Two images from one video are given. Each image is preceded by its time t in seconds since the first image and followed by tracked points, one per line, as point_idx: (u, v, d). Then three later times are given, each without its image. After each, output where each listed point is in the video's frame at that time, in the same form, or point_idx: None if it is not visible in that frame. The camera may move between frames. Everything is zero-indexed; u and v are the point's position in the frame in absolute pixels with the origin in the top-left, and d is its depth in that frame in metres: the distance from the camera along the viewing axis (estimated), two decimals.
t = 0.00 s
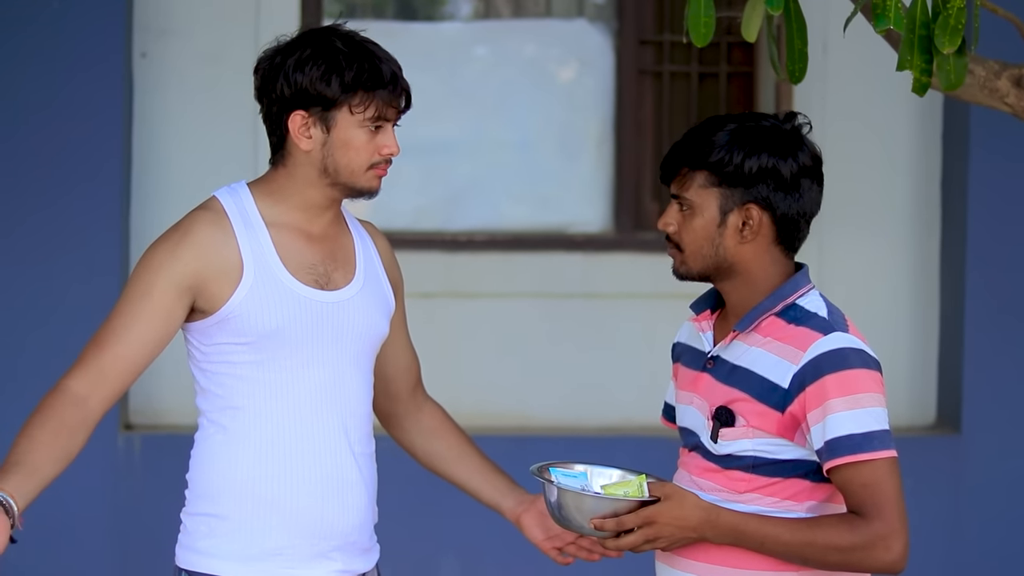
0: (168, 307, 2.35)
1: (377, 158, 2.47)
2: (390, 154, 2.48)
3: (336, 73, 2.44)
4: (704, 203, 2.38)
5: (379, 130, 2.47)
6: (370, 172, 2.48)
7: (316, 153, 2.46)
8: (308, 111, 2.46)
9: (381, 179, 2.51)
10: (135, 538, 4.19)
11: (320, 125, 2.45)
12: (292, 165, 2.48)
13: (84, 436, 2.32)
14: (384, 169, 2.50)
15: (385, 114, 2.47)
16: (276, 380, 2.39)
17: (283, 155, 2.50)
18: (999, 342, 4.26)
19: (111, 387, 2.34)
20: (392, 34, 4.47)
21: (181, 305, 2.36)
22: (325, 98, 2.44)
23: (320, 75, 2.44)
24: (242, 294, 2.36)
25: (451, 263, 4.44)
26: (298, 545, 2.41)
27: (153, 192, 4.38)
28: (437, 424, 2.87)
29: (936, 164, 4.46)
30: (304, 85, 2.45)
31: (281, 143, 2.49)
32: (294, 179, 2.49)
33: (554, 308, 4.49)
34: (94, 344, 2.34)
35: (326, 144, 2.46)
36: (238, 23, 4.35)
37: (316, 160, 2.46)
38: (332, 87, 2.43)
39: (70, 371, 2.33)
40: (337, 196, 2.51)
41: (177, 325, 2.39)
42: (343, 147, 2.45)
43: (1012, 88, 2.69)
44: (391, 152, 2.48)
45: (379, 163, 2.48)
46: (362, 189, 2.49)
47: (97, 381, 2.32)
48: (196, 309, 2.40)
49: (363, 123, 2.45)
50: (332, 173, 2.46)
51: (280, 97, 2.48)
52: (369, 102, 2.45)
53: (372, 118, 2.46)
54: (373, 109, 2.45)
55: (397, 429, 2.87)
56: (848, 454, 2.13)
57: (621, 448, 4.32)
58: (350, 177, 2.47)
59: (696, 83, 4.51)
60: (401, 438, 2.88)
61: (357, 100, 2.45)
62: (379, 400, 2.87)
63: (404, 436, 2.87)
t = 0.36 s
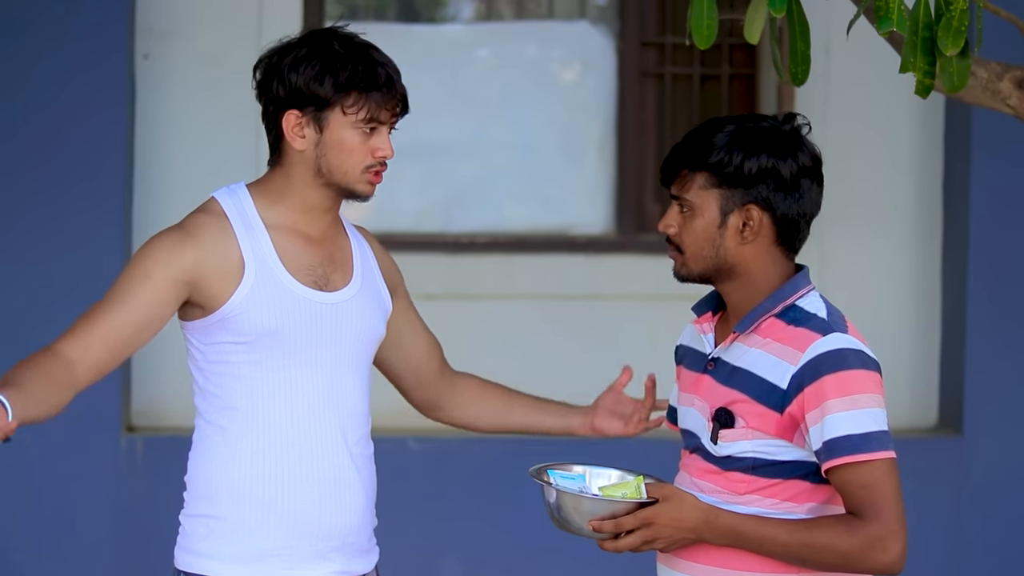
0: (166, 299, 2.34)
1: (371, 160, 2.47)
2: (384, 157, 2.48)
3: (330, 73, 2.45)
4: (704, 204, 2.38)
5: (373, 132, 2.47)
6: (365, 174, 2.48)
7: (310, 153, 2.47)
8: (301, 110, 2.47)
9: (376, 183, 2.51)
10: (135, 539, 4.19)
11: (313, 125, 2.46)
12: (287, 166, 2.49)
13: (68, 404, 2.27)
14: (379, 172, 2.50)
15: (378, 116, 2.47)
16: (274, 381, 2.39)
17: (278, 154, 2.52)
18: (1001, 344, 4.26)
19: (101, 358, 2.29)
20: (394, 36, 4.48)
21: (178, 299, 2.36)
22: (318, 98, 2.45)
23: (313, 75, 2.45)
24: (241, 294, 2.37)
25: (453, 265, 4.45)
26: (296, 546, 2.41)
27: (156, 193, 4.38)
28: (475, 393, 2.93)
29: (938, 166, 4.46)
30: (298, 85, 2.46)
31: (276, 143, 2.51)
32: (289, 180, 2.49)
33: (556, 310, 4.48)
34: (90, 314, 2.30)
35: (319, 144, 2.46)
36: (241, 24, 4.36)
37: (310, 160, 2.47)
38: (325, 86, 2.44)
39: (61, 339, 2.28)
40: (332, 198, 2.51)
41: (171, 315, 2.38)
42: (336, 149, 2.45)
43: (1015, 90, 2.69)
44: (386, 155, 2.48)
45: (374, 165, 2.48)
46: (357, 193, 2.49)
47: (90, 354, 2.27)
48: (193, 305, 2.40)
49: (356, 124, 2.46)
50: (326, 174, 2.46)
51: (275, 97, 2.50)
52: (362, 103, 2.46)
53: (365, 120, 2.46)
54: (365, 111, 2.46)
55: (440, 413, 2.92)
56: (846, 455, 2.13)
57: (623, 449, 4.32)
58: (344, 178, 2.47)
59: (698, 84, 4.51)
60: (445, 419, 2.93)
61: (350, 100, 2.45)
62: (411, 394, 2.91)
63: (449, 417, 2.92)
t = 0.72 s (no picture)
0: (153, 280, 2.34)
1: (367, 150, 2.48)
2: (379, 145, 2.50)
3: (321, 67, 2.46)
4: (699, 203, 2.38)
5: (367, 121, 2.49)
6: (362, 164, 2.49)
7: (305, 149, 2.47)
8: (295, 106, 2.47)
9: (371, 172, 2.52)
10: (134, 538, 4.20)
11: (309, 119, 2.46)
12: (282, 164, 2.49)
13: (42, 349, 2.28)
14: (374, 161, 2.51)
15: (372, 104, 2.48)
16: (268, 379, 2.39)
17: (270, 152, 2.51)
18: (999, 342, 4.25)
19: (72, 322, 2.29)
20: (393, 35, 4.48)
21: (164, 283, 2.37)
22: (312, 92, 2.45)
23: (304, 71, 2.46)
24: (235, 292, 2.37)
25: (452, 264, 4.45)
26: (292, 545, 2.41)
27: (155, 192, 4.39)
28: (485, 334, 2.98)
29: (935, 162, 4.46)
30: (290, 82, 2.46)
31: (269, 141, 2.51)
32: (282, 178, 2.50)
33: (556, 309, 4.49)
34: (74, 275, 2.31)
35: (315, 138, 2.47)
36: (239, 23, 4.36)
37: (305, 156, 2.47)
38: (318, 81, 2.45)
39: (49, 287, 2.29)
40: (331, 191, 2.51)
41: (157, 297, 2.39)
42: (333, 141, 2.46)
43: (1012, 89, 2.69)
44: (381, 143, 2.50)
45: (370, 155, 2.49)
46: (353, 185, 2.50)
47: (72, 311, 2.28)
48: (183, 295, 2.41)
49: (351, 115, 2.47)
50: (322, 168, 2.47)
51: (267, 95, 2.50)
52: (355, 93, 2.47)
53: (359, 109, 2.47)
54: (359, 100, 2.47)
55: (462, 366, 2.96)
56: (839, 452, 2.13)
57: (621, 448, 4.32)
58: (341, 171, 2.47)
59: (696, 84, 4.51)
60: (468, 372, 2.97)
61: (343, 92, 2.46)
62: (426, 362, 2.94)
63: (473, 365, 2.97)
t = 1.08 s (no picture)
0: (144, 283, 2.34)
1: (357, 150, 2.49)
2: (369, 146, 2.51)
3: (312, 68, 2.46)
4: (696, 203, 2.38)
5: (358, 122, 2.49)
6: (351, 164, 2.50)
7: (296, 149, 2.47)
8: (286, 107, 2.47)
9: (360, 172, 2.53)
10: (132, 538, 4.20)
11: (300, 120, 2.47)
12: (273, 164, 2.49)
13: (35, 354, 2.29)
14: (363, 161, 2.52)
15: (362, 104, 2.49)
16: (261, 379, 2.39)
17: (261, 153, 2.51)
18: (997, 343, 4.25)
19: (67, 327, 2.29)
20: (391, 35, 4.48)
21: (156, 285, 2.36)
22: (303, 93, 2.46)
23: (295, 72, 2.46)
24: (227, 293, 2.37)
25: (450, 264, 4.45)
26: (288, 545, 2.41)
27: (153, 192, 4.39)
28: (476, 328, 2.98)
29: (933, 161, 4.46)
30: (282, 83, 2.47)
31: (260, 142, 2.50)
32: (274, 178, 2.50)
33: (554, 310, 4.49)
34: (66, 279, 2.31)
35: (306, 139, 2.47)
36: (238, 24, 4.37)
37: (296, 157, 2.48)
38: (309, 81, 2.45)
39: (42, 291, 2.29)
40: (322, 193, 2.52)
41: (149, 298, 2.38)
42: (323, 142, 2.47)
43: (1010, 90, 2.70)
44: (371, 143, 2.50)
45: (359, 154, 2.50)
46: (343, 185, 2.51)
47: (64, 315, 2.28)
48: (174, 297, 2.41)
49: (342, 115, 2.47)
50: (313, 168, 2.47)
51: (258, 96, 2.49)
52: (346, 93, 2.47)
53: (350, 110, 2.48)
54: (350, 101, 2.48)
55: (452, 360, 2.96)
56: (834, 454, 2.13)
57: (619, 449, 4.32)
58: (331, 171, 2.48)
59: (695, 84, 4.51)
60: (457, 366, 2.98)
61: (335, 92, 2.47)
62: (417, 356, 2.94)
63: (463, 360, 2.97)
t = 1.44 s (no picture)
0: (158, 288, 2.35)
1: (324, 158, 2.46)
2: (339, 158, 2.47)
3: (287, 70, 2.48)
4: (693, 207, 2.38)
5: (326, 131, 2.46)
6: (318, 173, 2.47)
7: (271, 150, 2.50)
8: (265, 107, 2.50)
9: (330, 184, 2.48)
10: (133, 540, 4.20)
11: (274, 121, 2.49)
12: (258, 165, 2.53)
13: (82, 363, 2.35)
14: (333, 173, 2.47)
15: (329, 113, 2.45)
16: (258, 379, 2.40)
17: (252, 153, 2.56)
18: (996, 344, 4.26)
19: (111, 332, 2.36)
20: (390, 37, 4.47)
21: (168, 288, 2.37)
22: (275, 93, 2.48)
23: (273, 72, 2.49)
24: (226, 293, 2.37)
25: (449, 267, 4.45)
26: (284, 545, 2.41)
27: (153, 194, 4.39)
28: (468, 374, 2.89)
29: (933, 164, 4.47)
30: (262, 82, 2.51)
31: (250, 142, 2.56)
32: (263, 181, 2.52)
33: (554, 312, 4.49)
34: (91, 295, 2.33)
35: (278, 141, 2.48)
36: (237, 25, 4.37)
37: (270, 158, 2.50)
38: (280, 81, 2.48)
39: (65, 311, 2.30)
40: (291, 199, 2.50)
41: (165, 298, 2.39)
42: (290, 145, 2.46)
43: (1008, 92, 2.70)
44: (339, 155, 2.46)
45: (326, 163, 2.46)
46: (310, 193, 2.48)
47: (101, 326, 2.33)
48: (175, 301, 2.41)
49: (307, 121, 2.46)
50: (282, 171, 2.47)
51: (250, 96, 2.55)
52: (312, 100, 2.45)
53: (315, 117, 2.45)
54: (316, 107, 2.45)
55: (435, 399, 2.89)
56: (833, 459, 2.14)
57: (618, 451, 4.32)
58: (296, 176, 2.46)
59: (694, 86, 4.51)
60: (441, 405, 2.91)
61: (302, 96, 2.46)
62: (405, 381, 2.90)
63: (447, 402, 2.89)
